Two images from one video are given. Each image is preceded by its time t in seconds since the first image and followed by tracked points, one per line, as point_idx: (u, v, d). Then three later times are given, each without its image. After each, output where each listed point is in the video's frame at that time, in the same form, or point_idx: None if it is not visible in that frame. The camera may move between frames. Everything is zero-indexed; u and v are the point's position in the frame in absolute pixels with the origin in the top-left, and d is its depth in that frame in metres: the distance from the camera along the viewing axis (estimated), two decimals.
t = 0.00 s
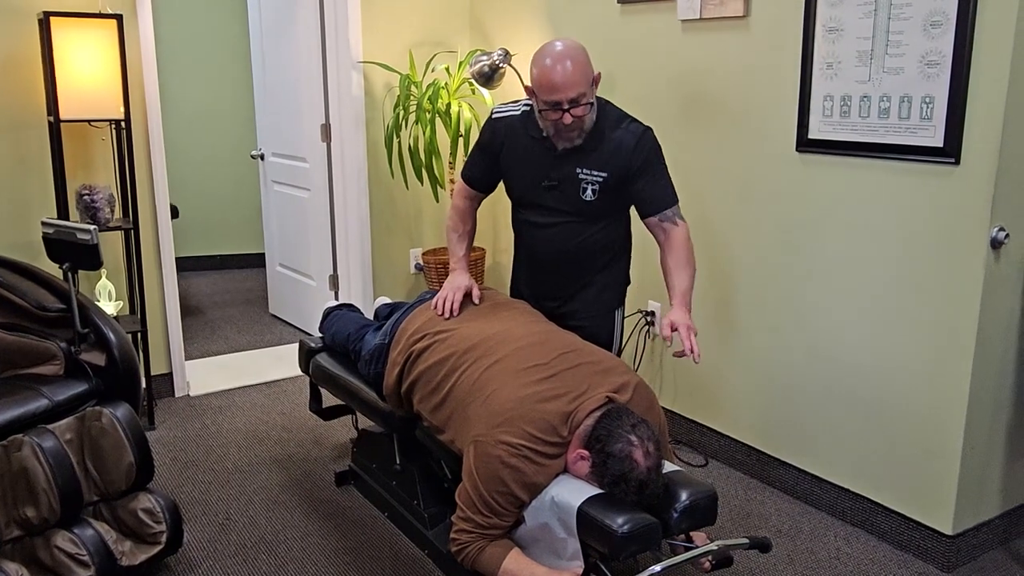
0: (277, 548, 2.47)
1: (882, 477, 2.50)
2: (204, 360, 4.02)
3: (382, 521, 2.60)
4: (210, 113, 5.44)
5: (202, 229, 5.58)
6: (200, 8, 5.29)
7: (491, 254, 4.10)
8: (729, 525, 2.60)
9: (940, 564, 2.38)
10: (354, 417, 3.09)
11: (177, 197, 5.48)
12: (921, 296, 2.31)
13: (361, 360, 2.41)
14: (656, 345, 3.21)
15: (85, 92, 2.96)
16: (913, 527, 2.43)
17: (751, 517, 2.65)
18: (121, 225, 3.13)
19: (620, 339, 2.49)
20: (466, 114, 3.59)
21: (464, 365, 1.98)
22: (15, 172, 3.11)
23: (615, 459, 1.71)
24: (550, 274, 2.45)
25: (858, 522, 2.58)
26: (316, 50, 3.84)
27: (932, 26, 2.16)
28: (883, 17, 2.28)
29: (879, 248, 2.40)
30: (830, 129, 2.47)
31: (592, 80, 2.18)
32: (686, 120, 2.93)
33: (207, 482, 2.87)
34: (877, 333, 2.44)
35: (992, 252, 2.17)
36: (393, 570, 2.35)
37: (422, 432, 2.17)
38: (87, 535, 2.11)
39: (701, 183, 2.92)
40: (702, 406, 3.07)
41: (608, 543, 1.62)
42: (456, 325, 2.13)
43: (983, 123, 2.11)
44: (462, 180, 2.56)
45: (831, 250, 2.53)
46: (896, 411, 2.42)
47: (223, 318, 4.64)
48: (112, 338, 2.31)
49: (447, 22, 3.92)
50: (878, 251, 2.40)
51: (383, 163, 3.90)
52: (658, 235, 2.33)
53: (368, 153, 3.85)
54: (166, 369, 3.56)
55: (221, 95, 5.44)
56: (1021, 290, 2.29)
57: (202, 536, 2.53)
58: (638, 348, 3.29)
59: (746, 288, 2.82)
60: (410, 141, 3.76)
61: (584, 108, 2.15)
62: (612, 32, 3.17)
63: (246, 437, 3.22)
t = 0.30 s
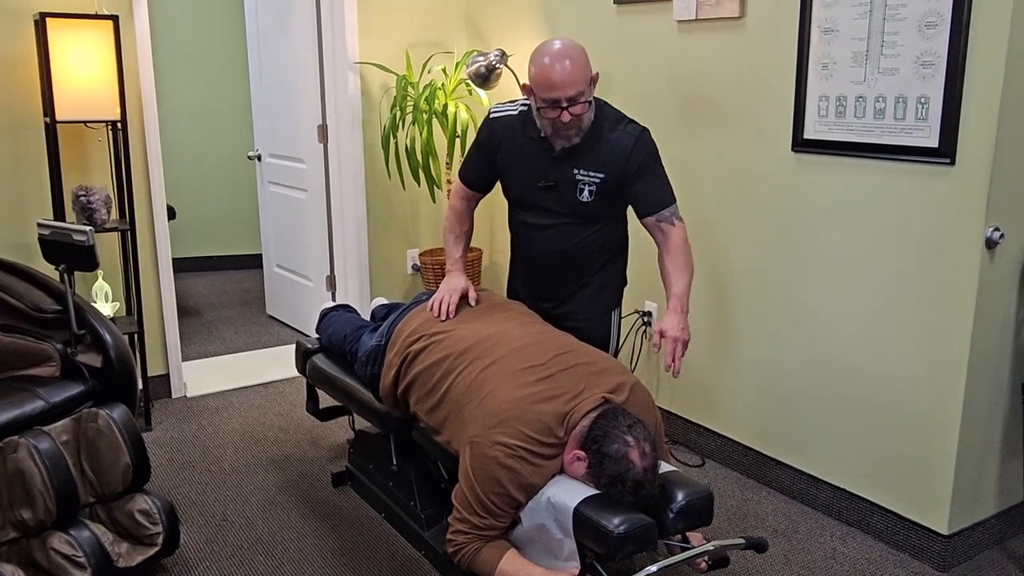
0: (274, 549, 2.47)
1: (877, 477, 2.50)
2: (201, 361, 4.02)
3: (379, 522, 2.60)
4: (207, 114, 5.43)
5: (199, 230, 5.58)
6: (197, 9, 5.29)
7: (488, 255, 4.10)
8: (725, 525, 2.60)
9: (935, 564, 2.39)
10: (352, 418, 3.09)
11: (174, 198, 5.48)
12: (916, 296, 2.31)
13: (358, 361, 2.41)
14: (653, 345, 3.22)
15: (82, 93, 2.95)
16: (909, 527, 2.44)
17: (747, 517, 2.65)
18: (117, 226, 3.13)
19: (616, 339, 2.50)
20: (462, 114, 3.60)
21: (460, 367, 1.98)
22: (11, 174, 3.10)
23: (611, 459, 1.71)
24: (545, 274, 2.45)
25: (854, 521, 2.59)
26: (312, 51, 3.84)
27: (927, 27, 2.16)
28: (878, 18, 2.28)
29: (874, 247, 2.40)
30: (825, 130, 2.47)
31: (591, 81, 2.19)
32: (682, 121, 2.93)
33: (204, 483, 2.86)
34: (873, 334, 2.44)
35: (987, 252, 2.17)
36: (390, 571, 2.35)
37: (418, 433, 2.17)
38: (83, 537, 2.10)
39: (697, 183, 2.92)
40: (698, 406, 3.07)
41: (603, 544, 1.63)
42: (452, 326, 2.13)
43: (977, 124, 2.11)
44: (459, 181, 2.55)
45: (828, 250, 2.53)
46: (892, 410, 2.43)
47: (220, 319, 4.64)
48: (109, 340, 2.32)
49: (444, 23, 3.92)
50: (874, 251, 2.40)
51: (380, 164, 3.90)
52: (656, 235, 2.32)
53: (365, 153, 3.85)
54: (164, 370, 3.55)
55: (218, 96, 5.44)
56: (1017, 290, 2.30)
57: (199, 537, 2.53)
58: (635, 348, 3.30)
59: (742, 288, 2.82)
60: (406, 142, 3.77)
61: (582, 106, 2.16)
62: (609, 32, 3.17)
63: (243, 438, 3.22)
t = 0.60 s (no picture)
0: (271, 550, 2.47)
1: (874, 477, 2.50)
2: (198, 362, 4.02)
3: (377, 522, 2.60)
4: (204, 115, 5.43)
5: (197, 230, 5.57)
6: (194, 10, 5.28)
7: (486, 255, 4.10)
8: (723, 526, 2.60)
9: (932, 564, 2.39)
10: (349, 418, 3.09)
11: (171, 199, 5.48)
12: (912, 296, 2.32)
13: (355, 362, 2.41)
14: (650, 345, 3.22)
15: (79, 94, 2.95)
16: (906, 527, 2.44)
17: (744, 517, 2.65)
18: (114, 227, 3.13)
19: (614, 340, 2.50)
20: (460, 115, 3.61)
21: (457, 368, 1.98)
22: (7, 175, 3.10)
23: (608, 460, 1.71)
24: (542, 275, 2.45)
25: (850, 521, 2.59)
26: (309, 51, 3.84)
27: (924, 28, 2.17)
28: (875, 19, 2.28)
29: (871, 247, 2.40)
30: (822, 130, 2.47)
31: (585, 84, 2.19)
32: (680, 122, 2.93)
33: (201, 484, 2.86)
34: (870, 335, 2.45)
35: (984, 252, 2.17)
36: (388, 572, 2.35)
37: (416, 434, 2.17)
38: (80, 537, 2.10)
39: (694, 183, 2.92)
40: (695, 407, 3.07)
41: (601, 544, 1.63)
42: (449, 327, 2.13)
43: (974, 125, 2.12)
44: (454, 183, 2.56)
45: (825, 251, 2.53)
46: (889, 410, 2.43)
47: (218, 320, 4.64)
48: (106, 341, 2.31)
49: (441, 24, 3.92)
50: (871, 251, 2.41)
51: (377, 164, 3.90)
52: (656, 236, 2.34)
53: (362, 154, 3.85)
54: (161, 371, 3.55)
55: (215, 96, 5.44)
56: (1013, 290, 2.30)
57: (196, 538, 2.52)
58: (633, 348, 3.30)
59: (739, 289, 2.82)
60: (404, 143, 3.77)
61: (574, 111, 2.16)
62: (606, 33, 3.17)
63: (240, 439, 3.22)
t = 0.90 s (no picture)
0: (270, 550, 2.47)
1: (873, 476, 2.51)
2: (197, 362, 4.01)
3: (375, 522, 2.60)
4: (203, 115, 5.43)
5: (195, 230, 5.57)
6: (192, 10, 5.28)
7: (484, 256, 4.10)
8: (721, 526, 2.60)
9: (931, 563, 2.39)
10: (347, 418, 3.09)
11: (169, 199, 5.47)
12: (910, 296, 2.32)
13: (354, 362, 2.41)
14: (649, 346, 3.22)
15: (77, 94, 2.95)
16: (904, 527, 2.44)
17: (743, 517, 2.66)
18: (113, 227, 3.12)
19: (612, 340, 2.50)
20: (459, 116, 3.62)
21: (456, 368, 1.98)
22: (6, 175, 3.10)
23: (607, 460, 1.71)
24: (539, 275, 2.45)
25: (849, 521, 2.59)
26: (308, 51, 3.84)
27: (922, 28, 2.17)
28: (873, 19, 2.29)
29: (870, 248, 2.40)
30: (821, 130, 2.47)
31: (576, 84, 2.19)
32: (678, 122, 2.93)
33: (200, 485, 2.86)
34: (868, 335, 2.45)
35: (982, 252, 2.18)
36: (387, 572, 2.34)
37: (415, 435, 2.17)
38: (79, 538, 2.09)
39: (693, 183, 2.92)
40: (694, 406, 3.07)
41: (600, 544, 1.63)
42: (448, 328, 2.13)
43: (973, 125, 2.12)
44: (450, 186, 2.56)
45: (824, 251, 2.53)
46: (887, 410, 2.43)
47: (216, 320, 4.64)
48: (104, 341, 2.31)
49: (440, 23, 3.92)
50: (869, 251, 2.41)
51: (376, 164, 3.90)
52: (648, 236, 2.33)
53: (361, 154, 3.85)
54: (159, 371, 3.55)
55: (214, 96, 5.44)
56: (1011, 290, 2.30)
57: (195, 539, 2.52)
58: (631, 348, 3.30)
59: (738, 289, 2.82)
60: (402, 143, 3.77)
61: (566, 110, 2.16)
62: (605, 33, 3.17)
63: (238, 439, 3.22)
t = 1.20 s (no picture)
0: (269, 550, 2.47)
1: (872, 476, 2.51)
2: (195, 362, 4.01)
3: (374, 523, 2.60)
4: (202, 115, 5.43)
5: (194, 230, 5.57)
6: (192, 10, 5.28)
7: (483, 256, 4.11)
8: (720, 526, 2.61)
9: (929, 563, 2.39)
10: (346, 419, 3.09)
11: (169, 199, 5.47)
12: (909, 296, 2.32)
13: (353, 362, 2.40)
14: (648, 346, 3.22)
15: (76, 94, 2.95)
16: (903, 527, 2.44)
17: (742, 517, 2.66)
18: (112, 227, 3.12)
19: (611, 340, 2.50)
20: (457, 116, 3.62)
21: (455, 367, 1.98)
22: (5, 175, 3.10)
23: (606, 460, 1.71)
24: (539, 276, 2.45)
25: (848, 521, 2.59)
26: (307, 51, 3.83)
27: (921, 28, 2.17)
28: (872, 19, 2.29)
29: (868, 248, 2.41)
30: (820, 130, 2.48)
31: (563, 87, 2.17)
32: (678, 122, 2.93)
33: (199, 485, 2.86)
34: (868, 335, 2.45)
35: (981, 252, 2.18)
36: (386, 572, 2.34)
37: (414, 435, 2.17)
38: (78, 538, 2.09)
39: (692, 183, 2.92)
40: (693, 406, 3.07)
41: (598, 544, 1.63)
42: (448, 327, 2.13)
43: (972, 125, 2.12)
44: (444, 190, 2.56)
45: (823, 251, 2.53)
46: (886, 410, 2.43)
47: (216, 320, 4.64)
48: (103, 341, 2.31)
49: (439, 24, 3.92)
50: (867, 251, 2.41)
51: (375, 163, 3.89)
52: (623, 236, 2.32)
53: (360, 154, 3.85)
54: (158, 371, 3.55)
55: (214, 96, 5.44)
56: (1010, 290, 2.30)
57: (194, 538, 2.52)
58: (631, 348, 3.30)
59: (738, 290, 2.82)
60: (401, 143, 3.77)
61: (552, 113, 2.13)
62: (604, 33, 3.17)
63: (238, 439, 3.21)
